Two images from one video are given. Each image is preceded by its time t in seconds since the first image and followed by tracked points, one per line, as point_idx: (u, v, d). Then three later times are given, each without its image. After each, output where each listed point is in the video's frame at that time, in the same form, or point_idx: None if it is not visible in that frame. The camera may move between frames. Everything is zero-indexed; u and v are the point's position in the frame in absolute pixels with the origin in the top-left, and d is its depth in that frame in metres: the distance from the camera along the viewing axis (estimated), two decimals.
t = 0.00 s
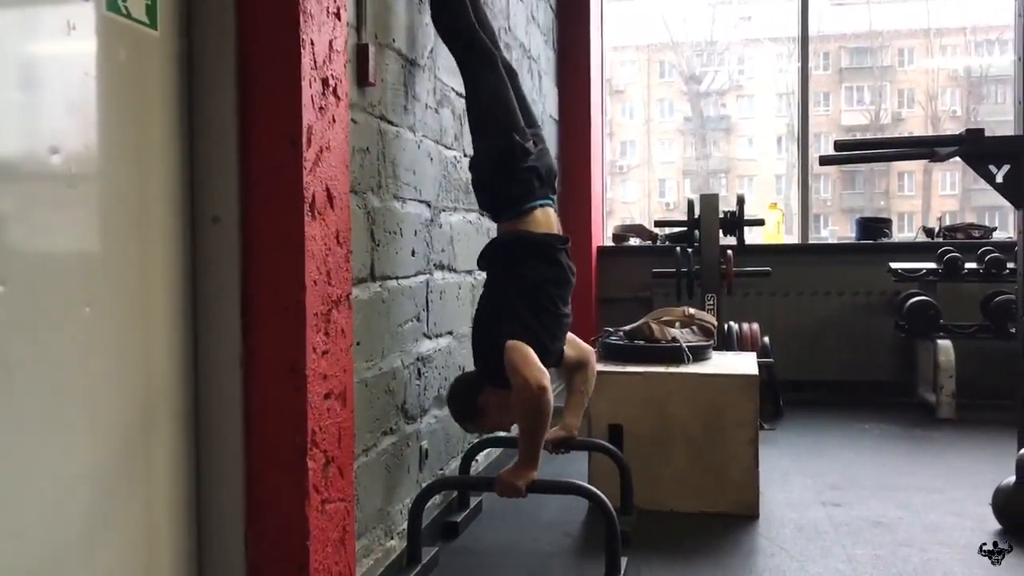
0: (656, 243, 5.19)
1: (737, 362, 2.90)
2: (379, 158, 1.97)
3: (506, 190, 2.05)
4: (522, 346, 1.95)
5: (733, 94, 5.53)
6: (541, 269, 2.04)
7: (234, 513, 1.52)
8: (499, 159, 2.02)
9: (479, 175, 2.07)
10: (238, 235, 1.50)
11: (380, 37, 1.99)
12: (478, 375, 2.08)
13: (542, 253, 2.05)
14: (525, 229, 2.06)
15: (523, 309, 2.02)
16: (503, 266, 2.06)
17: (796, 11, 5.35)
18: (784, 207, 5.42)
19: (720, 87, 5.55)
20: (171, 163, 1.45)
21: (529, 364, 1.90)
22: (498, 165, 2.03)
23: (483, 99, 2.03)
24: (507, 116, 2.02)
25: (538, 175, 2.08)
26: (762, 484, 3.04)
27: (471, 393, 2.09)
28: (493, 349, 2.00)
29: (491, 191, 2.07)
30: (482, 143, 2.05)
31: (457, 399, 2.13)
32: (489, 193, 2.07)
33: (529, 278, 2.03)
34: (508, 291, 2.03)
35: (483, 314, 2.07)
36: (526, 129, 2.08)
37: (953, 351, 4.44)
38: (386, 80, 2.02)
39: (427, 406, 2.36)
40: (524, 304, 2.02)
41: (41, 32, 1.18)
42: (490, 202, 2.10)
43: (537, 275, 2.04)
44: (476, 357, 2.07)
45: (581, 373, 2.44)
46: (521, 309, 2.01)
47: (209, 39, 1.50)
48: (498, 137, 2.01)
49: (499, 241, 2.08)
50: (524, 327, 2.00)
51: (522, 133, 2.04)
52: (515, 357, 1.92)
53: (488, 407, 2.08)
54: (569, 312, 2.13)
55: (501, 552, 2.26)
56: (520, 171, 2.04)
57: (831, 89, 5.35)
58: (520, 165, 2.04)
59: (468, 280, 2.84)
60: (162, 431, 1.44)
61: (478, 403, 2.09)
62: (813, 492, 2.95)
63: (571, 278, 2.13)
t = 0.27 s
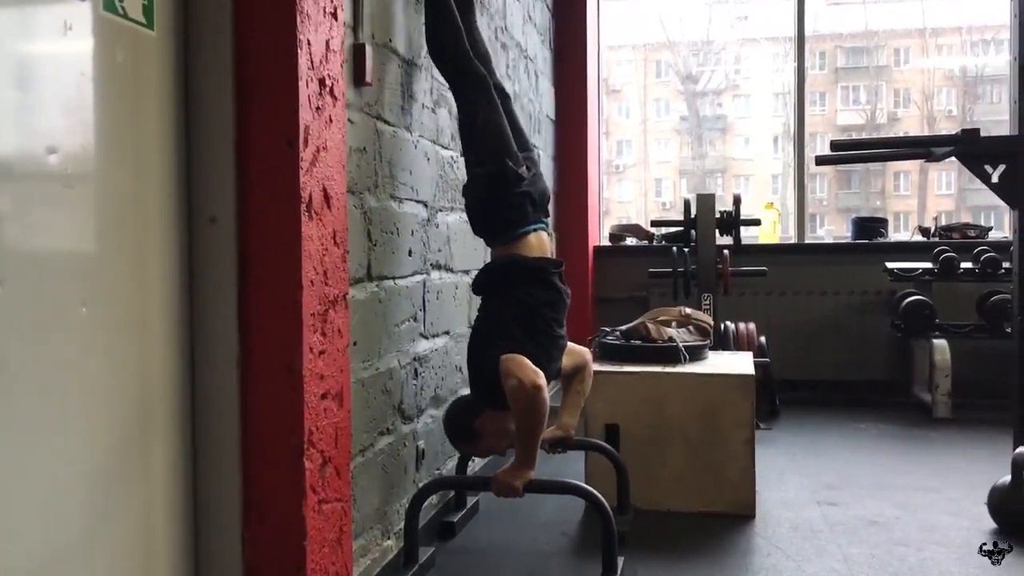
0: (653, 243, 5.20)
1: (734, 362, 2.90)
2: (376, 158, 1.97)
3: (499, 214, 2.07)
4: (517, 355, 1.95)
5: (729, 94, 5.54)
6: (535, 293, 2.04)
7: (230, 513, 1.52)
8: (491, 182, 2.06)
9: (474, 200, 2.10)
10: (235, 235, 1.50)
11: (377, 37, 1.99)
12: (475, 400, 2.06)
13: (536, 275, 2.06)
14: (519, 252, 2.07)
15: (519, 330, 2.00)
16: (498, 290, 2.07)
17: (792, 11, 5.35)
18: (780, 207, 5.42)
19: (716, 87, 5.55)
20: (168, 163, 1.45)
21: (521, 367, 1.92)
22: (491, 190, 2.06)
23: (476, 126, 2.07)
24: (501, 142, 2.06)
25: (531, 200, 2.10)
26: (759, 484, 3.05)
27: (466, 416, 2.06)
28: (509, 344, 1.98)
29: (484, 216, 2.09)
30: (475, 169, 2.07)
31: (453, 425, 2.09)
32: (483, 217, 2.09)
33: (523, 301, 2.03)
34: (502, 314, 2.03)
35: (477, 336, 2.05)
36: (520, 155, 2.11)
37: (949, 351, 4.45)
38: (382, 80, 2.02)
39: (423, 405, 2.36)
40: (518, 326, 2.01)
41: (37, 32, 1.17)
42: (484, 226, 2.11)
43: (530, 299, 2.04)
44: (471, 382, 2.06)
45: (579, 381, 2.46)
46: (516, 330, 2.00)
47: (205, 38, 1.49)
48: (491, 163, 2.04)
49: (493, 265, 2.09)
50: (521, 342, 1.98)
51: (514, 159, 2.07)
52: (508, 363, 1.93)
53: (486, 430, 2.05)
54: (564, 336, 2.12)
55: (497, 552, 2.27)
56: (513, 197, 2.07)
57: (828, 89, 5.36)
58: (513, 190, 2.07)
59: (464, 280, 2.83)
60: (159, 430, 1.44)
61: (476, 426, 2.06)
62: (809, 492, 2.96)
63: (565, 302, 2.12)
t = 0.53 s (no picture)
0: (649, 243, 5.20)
1: (730, 362, 2.91)
2: (372, 158, 1.97)
3: (497, 233, 2.05)
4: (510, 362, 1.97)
5: (725, 94, 5.55)
6: (532, 310, 2.05)
7: (227, 513, 1.52)
8: (490, 201, 2.03)
9: (472, 218, 2.07)
10: (232, 235, 1.50)
11: (374, 37, 1.99)
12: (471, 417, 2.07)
13: (534, 293, 2.06)
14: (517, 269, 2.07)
15: (515, 345, 2.01)
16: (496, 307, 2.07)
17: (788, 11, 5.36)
18: (777, 207, 5.43)
19: (713, 87, 5.57)
20: (165, 163, 1.45)
21: (513, 370, 1.93)
22: (489, 208, 2.04)
23: (473, 144, 2.05)
24: (499, 160, 2.04)
25: (528, 217, 2.10)
26: (755, 484, 3.06)
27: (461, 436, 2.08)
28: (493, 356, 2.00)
29: (481, 233, 2.07)
30: (473, 186, 2.05)
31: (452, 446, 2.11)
32: (480, 235, 2.07)
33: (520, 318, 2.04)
34: (500, 332, 2.03)
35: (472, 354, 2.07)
36: (516, 173, 2.10)
37: (945, 351, 4.47)
38: (379, 80, 2.02)
39: (420, 406, 2.36)
40: (515, 344, 2.01)
41: (33, 33, 1.17)
42: (481, 242, 2.08)
43: (528, 316, 2.05)
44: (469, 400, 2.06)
45: (576, 380, 2.48)
46: (513, 344, 2.00)
47: (202, 38, 1.50)
48: (489, 181, 2.03)
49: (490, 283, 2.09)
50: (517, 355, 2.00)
51: (511, 177, 2.06)
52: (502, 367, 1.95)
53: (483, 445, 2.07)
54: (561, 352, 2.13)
55: (494, 552, 2.27)
56: (512, 216, 2.06)
57: (824, 89, 5.37)
58: (512, 208, 2.05)
59: (461, 280, 2.83)
60: (156, 429, 1.44)
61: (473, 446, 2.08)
62: (805, 492, 2.96)
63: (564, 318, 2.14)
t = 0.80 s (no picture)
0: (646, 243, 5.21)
1: (727, 362, 2.91)
2: (370, 159, 1.97)
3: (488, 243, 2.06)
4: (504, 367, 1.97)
5: (722, 94, 5.57)
6: (526, 321, 2.06)
7: (225, 515, 1.52)
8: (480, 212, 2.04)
9: (463, 229, 2.09)
10: (230, 237, 1.50)
11: (371, 39, 1.99)
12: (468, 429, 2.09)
13: (525, 304, 2.06)
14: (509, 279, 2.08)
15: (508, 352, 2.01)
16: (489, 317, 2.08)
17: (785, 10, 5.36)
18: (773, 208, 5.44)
19: (709, 87, 5.58)
20: (164, 165, 1.45)
21: (506, 374, 1.93)
22: (480, 219, 2.06)
23: (466, 155, 2.04)
24: (491, 171, 2.04)
25: (520, 226, 2.10)
26: (752, 484, 3.06)
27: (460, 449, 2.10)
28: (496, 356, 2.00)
29: (473, 244, 2.09)
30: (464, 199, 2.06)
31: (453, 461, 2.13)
32: (472, 247, 2.09)
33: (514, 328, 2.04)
34: (492, 344, 2.03)
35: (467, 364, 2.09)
36: (508, 184, 2.10)
37: (941, 351, 4.48)
38: (377, 82, 2.02)
39: (417, 406, 2.37)
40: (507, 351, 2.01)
41: (29, 34, 1.17)
42: (473, 254, 2.10)
43: (522, 326, 2.05)
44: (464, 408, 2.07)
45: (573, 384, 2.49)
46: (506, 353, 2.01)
47: (199, 40, 1.50)
48: (479, 194, 2.03)
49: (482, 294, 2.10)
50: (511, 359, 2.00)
51: (502, 188, 2.06)
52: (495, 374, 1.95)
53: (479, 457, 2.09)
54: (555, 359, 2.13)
55: (492, 553, 2.27)
56: (503, 226, 2.06)
57: (820, 89, 5.37)
58: (503, 219, 2.06)
59: (458, 281, 2.83)
60: (154, 430, 1.44)
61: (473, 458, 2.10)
62: (802, 492, 2.97)
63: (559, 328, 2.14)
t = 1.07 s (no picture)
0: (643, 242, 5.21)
1: (725, 362, 2.92)
2: (369, 159, 1.97)
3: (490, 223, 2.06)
4: (495, 355, 1.97)
5: (718, 94, 5.57)
6: (523, 307, 2.05)
7: (224, 515, 1.52)
8: (489, 195, 2.03)
9: (467, 206, 2.07)
10: (229, 237, 1.50)
11: (370, 38, 1.99)
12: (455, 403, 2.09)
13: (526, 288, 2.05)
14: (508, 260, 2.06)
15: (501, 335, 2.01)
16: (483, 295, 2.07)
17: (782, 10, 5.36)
18: (771, 208, 5.45)
19: (706, 87, 5.59)
20: (163, 165, 1.45)
21: (503, 369, 1.93)
22: (486, 201, 2.04)
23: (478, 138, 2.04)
24: (502, 154, 2.04)
25: (526, 208, 2.10)
26: (749, 484, 3.06)
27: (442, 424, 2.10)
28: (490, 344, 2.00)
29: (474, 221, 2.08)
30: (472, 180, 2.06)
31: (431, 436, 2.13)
32: (474, 224, 2.09)
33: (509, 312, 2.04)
34: (487, 323, 2.04)
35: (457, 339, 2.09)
36: (518, 164, 2.09)
37: (938, 351, 4.49)
38: (375, 82, 2.02)
39: (416, 406, 2.37)
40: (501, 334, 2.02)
41: (27, 34, 1.17)
42: (474, 231, 2.10)
43: (519, 311, 2.05)
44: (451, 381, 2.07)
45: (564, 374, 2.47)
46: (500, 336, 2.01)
47: (199, 39, 1.50)
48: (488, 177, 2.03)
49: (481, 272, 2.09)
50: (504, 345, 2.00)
51: (511, 171, 2.05)
52: (489, 365, 1.94)
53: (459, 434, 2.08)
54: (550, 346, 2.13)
55: (490, 552, 2.27)
56: (508, 207, 2.05)
57: (817, 89, 5.38)
58: (509, 201, 2.05)
59: (456, 280, 2.84)
60: (153, 431, 1.44)
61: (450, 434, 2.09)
62: (800, 492, 2.97)
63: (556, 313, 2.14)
